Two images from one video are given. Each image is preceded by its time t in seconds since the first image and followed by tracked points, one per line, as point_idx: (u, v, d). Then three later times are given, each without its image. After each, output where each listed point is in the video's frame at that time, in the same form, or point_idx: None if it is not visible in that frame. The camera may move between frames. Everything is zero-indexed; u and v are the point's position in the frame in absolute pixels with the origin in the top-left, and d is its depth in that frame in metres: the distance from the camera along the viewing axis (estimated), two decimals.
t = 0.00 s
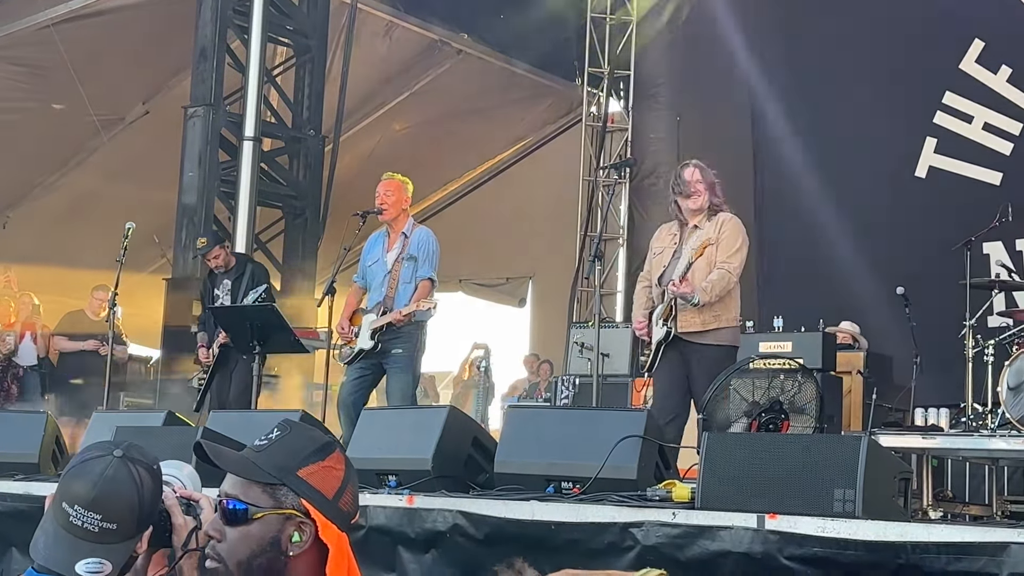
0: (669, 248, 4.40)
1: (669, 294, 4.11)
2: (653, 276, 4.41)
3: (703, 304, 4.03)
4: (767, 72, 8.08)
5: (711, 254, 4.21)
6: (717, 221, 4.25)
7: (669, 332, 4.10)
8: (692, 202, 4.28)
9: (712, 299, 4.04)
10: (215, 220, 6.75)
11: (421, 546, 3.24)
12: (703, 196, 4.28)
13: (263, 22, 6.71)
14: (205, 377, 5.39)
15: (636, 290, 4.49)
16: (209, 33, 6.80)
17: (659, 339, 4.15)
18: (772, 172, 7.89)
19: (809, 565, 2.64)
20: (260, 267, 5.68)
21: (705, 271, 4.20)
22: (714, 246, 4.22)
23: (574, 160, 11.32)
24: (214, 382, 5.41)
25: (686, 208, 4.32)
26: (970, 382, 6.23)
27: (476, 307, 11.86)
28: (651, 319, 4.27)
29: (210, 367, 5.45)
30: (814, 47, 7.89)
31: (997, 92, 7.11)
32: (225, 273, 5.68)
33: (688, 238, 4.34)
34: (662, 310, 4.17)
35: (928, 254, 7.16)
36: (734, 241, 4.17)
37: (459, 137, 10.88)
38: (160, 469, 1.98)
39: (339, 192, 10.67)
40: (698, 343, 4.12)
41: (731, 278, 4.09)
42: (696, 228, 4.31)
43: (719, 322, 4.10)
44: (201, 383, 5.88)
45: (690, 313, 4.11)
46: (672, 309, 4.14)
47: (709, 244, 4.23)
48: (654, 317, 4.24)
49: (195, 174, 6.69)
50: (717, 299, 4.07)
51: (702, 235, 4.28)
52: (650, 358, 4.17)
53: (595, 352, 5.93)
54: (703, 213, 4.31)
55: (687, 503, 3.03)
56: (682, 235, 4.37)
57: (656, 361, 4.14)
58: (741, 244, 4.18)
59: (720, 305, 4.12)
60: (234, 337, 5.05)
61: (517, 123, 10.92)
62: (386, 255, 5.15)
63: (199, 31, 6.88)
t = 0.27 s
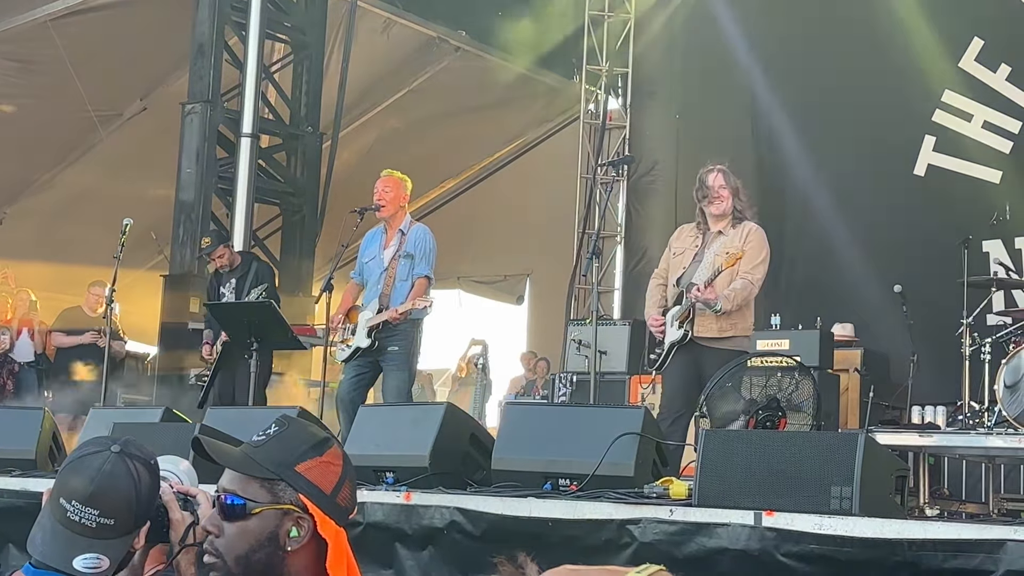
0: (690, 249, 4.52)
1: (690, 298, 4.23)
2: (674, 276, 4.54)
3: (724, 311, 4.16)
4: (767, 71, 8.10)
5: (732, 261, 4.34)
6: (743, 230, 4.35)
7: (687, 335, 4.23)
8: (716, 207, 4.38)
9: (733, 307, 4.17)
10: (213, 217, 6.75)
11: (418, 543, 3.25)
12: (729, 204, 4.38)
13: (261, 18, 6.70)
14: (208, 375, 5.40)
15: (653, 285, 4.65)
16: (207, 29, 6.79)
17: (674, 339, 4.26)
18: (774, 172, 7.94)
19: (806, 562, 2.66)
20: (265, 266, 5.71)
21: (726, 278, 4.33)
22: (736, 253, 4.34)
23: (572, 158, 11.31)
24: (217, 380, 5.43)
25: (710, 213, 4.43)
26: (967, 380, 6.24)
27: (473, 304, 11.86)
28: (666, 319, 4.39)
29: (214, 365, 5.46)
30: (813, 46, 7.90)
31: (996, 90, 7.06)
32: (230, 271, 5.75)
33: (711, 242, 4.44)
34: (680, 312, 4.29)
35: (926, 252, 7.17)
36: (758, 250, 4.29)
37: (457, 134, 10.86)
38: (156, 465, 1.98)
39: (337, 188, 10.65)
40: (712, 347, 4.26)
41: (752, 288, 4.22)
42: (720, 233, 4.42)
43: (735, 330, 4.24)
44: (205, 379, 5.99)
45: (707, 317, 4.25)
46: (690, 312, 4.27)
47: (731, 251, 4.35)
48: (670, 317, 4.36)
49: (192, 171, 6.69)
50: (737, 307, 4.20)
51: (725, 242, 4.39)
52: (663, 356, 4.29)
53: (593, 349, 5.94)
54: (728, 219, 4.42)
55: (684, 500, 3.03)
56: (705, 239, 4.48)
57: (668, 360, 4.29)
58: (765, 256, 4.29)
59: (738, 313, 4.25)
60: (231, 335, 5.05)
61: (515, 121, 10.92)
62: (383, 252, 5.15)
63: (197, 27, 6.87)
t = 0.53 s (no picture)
0: (699, 245, 4.30)
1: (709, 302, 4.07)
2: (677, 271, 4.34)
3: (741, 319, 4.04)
4: (762, 72, 8.12)
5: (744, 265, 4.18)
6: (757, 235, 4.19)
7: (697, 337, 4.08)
8: (726, 207, 4.18)
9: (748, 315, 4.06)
10: (207, 216, 6.75)
11: (412, 542, 3.25)
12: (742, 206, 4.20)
13: (256, 17, 6.70)
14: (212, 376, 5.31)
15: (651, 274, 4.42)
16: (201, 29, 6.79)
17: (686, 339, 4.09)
18: (769, 172, 7.95)
19: (800, 563, 2.64)
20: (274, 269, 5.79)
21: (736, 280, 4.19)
22: (748, 258, 4.19)
23: (566, 157, 11.33)
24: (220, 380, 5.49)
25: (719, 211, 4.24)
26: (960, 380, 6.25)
27: (468, 304, 11.88)
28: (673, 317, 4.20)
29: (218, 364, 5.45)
30: (808, 47, 7.91)
31: (991, 91, 7.03)
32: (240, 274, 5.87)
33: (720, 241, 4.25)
34: (690, 312, 4.13)
35: (920, 252, 7.18)
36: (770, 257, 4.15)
37: (452, 133, 10.89)
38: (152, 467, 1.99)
39: (332, 187, 10.66)
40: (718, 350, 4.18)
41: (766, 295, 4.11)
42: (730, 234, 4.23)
43: (743, 333, 4.17)
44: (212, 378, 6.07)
45: (716, 320, 4.11)
46: (701, 312, 4.12)
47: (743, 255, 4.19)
48: (678, 315, 4.18)
49: (187, 170, 6.70)
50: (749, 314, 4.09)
51: (737, 242, 4.23)
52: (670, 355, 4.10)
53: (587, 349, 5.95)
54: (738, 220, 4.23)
55: (677, 501, 3.04)
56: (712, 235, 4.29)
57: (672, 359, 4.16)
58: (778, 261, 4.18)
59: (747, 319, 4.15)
60: (227, 334, 5.07)
61: (510, 120, 10.93)
62: (377, 252, 5.15)
63: (191, 26, 6.86)
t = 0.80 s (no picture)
0: (700, 245, 4.26)
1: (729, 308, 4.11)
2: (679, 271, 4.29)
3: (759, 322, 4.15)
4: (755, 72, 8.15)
5: (749, 264, 4.21)
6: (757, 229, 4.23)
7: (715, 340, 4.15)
8: (723, 202, 4.21)
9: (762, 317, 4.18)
10: (200, 214, 6.75)
11: (404, 541, 3.25)
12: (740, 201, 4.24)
13: (249, 16, 6.69)
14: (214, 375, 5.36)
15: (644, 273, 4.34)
16: (195, 27, 6.79)
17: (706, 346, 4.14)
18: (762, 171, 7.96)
19: (791, 561, 2.64)
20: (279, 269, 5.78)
21: (741, 279, 4.22)
22: (753, 256, 4.20)
23: (559, 156, 11.33)
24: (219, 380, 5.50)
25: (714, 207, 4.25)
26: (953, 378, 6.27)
27: (461, 303, 11.87)
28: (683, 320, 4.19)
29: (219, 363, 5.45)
30: (801, 46, 7.93)
31: (984, 90, 7.06)
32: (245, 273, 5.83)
33: (721, 240, 4.24)
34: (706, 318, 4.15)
35: (912, 251, 7.20)
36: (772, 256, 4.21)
37: (445, 131, 10.88)
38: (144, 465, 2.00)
39: (325, 185, 10.63)
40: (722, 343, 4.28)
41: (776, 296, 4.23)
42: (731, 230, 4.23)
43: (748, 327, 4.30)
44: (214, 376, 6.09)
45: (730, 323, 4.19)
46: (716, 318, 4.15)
47: (749, 254, 4.20)
48: (689, 320, 4.18)
49: (180, 169, 6.70)
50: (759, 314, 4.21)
51: (739, 240, 4.23)
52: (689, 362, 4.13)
53: (580, 347, 5.95)
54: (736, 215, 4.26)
55: (669, 499, 3.04)
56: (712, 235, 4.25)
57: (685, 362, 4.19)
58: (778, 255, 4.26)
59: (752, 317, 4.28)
60: (219, 332, 5.08)
61: (504, 119, 10.92)
62: (367, 247, 5.15)
63: (184, 25, 6.85)
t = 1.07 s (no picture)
0: (701, 243, 4.16)
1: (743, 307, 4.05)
2: (681, 270, 4.19)
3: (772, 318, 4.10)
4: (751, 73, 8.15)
5: (752, 258, 4.14)
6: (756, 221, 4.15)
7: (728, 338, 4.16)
8: (718, 196, 4.10)
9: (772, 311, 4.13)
10: (195, 215, 6.74)
11: (399, 543, 3.25)
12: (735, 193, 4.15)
13: (244, 16, 6.68)
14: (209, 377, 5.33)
15: (643, 274, 4.20)
16: (190, 28, 6.77)
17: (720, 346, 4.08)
18: (758, 171, 7.93)
19: (786, 564, 2.65)
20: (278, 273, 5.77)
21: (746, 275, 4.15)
22: (756, 250, 4.14)
23: (553, 157, 11.32)
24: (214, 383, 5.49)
25: (708, 202, 4.15)
26: (948, 379, 6.28)
27: (456, 303, 11.86)
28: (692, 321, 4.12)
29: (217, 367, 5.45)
30: (797, 48, 7.94)
31: (978, 91, 7.16)
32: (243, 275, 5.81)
33: (722, 236, 4.14)
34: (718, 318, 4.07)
35: (907, 253, 7.21)
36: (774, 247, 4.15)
37: (440, 131, 10.86)
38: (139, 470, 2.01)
39: (320, 185, 10.62)
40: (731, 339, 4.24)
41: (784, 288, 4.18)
42: (729, 225, 4.14)
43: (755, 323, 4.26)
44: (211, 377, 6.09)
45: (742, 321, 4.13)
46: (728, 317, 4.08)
47: (751, 249, 4.14)
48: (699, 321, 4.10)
49: (174, 169, 6.68)
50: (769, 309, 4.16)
51: (740, 234, 4.14)
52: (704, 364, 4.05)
53: (575, 348, 5.95)
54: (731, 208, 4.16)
55: (664, 501, 3.04)
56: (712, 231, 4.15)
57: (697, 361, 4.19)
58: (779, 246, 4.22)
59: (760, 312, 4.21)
60: (214, 335, 5.06)
61: (499, 119, 10.92)
62: (363, 249, 5.15)
63: (179, 25, 6.84)
